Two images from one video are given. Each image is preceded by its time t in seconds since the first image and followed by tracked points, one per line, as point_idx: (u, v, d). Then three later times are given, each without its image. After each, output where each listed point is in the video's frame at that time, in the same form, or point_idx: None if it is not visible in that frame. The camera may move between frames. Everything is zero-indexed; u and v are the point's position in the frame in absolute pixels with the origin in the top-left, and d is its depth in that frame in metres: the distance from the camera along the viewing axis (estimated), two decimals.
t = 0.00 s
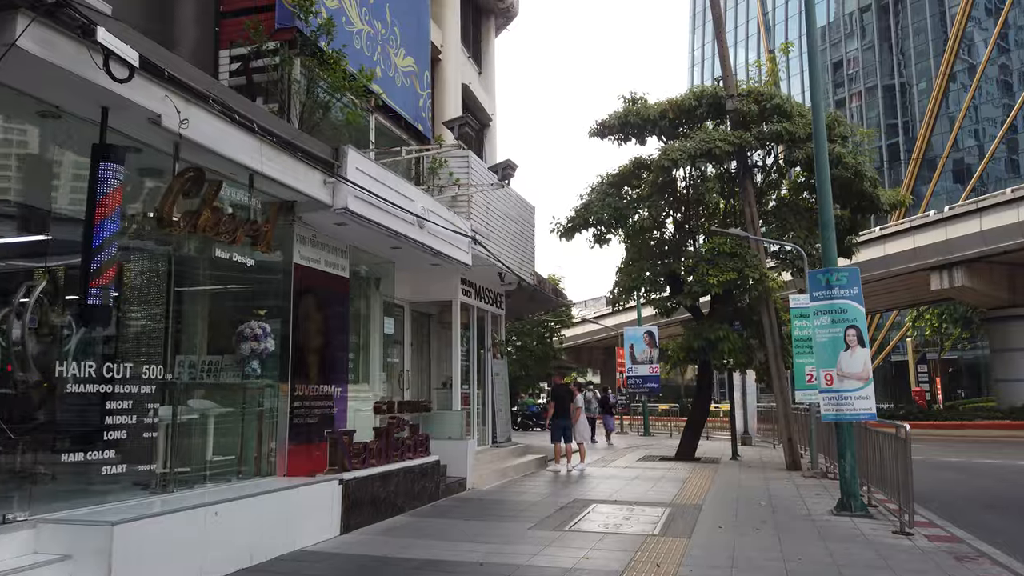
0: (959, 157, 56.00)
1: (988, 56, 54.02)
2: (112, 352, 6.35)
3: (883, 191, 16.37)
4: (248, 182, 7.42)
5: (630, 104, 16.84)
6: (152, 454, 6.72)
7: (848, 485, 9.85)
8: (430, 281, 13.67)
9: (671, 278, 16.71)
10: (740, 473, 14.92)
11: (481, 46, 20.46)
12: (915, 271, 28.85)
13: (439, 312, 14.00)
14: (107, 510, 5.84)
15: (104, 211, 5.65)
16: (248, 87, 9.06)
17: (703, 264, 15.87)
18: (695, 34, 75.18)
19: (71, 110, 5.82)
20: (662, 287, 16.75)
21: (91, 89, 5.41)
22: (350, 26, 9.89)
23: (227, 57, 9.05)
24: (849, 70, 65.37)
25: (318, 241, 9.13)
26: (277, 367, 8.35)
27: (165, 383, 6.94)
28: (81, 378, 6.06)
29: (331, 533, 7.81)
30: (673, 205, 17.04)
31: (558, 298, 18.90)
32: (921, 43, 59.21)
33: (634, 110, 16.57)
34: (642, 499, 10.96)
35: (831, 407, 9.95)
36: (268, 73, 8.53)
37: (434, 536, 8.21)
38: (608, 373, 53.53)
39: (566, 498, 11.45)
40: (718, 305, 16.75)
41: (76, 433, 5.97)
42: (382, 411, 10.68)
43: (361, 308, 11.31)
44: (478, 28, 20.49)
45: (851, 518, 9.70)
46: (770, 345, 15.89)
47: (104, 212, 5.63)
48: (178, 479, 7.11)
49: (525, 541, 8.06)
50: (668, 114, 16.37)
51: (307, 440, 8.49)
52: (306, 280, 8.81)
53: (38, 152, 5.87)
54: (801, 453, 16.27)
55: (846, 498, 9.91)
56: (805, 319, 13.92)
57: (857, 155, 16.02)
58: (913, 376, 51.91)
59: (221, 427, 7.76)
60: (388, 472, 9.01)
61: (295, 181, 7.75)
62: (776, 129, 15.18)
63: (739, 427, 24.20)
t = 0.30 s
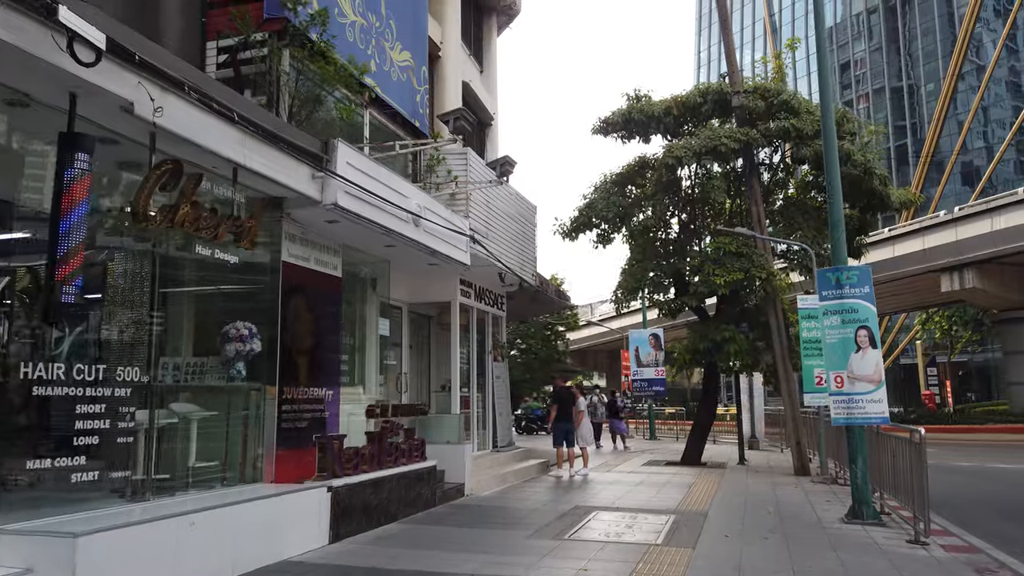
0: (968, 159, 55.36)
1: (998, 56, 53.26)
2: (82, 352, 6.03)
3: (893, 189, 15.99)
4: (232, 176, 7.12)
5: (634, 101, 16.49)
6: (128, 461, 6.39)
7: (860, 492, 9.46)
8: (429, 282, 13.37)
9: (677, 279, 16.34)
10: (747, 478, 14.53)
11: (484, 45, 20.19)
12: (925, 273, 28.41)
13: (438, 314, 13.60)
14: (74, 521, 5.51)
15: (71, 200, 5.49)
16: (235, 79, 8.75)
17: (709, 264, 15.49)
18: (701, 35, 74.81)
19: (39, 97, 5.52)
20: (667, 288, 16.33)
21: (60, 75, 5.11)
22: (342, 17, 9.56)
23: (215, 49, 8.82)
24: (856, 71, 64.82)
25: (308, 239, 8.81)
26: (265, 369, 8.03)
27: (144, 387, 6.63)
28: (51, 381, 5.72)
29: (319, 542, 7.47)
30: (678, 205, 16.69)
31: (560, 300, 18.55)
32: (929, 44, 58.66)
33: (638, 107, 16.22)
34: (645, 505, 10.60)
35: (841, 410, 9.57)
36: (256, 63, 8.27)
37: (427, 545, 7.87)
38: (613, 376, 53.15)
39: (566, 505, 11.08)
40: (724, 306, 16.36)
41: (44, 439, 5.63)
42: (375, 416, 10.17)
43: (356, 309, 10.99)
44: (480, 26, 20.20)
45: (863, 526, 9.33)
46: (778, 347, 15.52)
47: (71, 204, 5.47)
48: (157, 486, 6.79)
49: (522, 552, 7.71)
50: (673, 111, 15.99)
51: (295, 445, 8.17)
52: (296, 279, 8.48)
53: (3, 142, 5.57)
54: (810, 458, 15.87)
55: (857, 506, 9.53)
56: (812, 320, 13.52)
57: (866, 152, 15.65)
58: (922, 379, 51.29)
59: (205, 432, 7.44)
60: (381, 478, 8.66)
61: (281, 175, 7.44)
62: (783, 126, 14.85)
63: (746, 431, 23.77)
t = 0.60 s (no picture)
0: (981, 157, 54.56)
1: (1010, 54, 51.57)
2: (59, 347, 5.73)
3: (909, 183, 15.56)
4: (220, 163, 6.82)
5: (641, 94, 16.12)
6: (109, 461, 6.09)
7: (878, 495, 9.08)
8: (431, 278, 13.05)
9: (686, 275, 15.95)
10: (759, 479, 14.13)
11: (489, 39, 19.87)
12: (939, 271, 27.89)
13: (441, 311, 13.27)
14: (46, 525, 5.21)
15: (44, 188, 5.39)
16: (227, 66, 8.43)
17: (719, 260, 15.10)
18: (711, 34, 74.29)
19: (9, 77, 5.23)
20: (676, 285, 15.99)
21: (27, 51, 4.81)
22: (338, 3, 9.27)
23: (205, 34, 8.42)
24: (867, 68, 64.12)
25: (302, 231, 8.50)
26: (257, 365, 7.72)
27: (126, 384, 6.33)
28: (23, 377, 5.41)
29: (311, 546, 7.15)
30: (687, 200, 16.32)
31: (567, 298, 18.20)
32: (941, 41, 57.90)
33: (646, 100, 15.84)
34: (653, 508, 10.24)
35: (857, 410, 9.19)
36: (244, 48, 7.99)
37: (424, 549, 7.54)
38: (622, 376, 52.76)
39: (572, 507, 10.73)
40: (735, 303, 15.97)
41: (14, 438, 5.32)
42: (372, 415, 9.92)
43: (355, 305, 10.67)
44: (485, 20, 19.87)
45: (880, 530, 8.94)
46: (790, 344, 15.11)
47: (44, 191, 5.37)
48: (140, 488, 6.49)
49: (523, 556, 7.37)
50: (682, 103, 15.60)
51: (288, 445, 7.87)
52: (289, 271, 8.15)
53: None
54: (823, 459, 15.47)
55: (875, 509, 9.14)
56: (825, 317, 13.17)
57: (881, 145, 15.24)
58: (936, 380, 50.62)
59: (193, 431, 7.15)
60: (377, 479, 8.32)
61: (272, 163, 7.13)
62: (795, 118, 14.46)
63: (757, 432, 23.35)
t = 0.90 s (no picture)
0: (996, 154, 53.72)
1: None
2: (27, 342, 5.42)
3: (925, 176, 15.11)
4: (202, 151, 6.51)
5: (649, 86, 15.73)
6: (81, 464, 5.77)
7: (895, 499, 8.67)
8: (432, 274, 12.73)
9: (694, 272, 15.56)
10: (770, 481, 13.73)
11: (494, 32, 19.52)
12: (954, 268, 27.33)
13: (443, 308, 12.93)
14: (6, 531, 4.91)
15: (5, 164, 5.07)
16: (214, 52, 8.11)
17: (728, 256, 14.68)
18: (720, 31, 73.66)
19: None
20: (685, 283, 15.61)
21: None
22: None
23: (193, 20, 8.13)
24: (880, 65, 63.32)
25: (293, 224, 8.17)
26: (244, 362, 7.38)
27: (100, 382, 6.02)
28: None
29: (298, 553, 6.82)
30: (696, 194, 15.94)
31: (574, 296, 17.83)
32: (955, 37, 57.09)
33: (653, 92, 15.44)
34: (660, 512, 9.86)
35: (873, 410, 8.78)
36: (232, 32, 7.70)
37: (418, 556, 7.19)
38: (631, 376, 52.29)
39: (575, 510, 10.37)
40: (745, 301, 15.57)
41: None
42: (366, 414, 9.60)
43: (351, 301, 10.34)
44: (490, 13, 19.52)
45: (897, 535, 8.53)
46: (802, 342, 14.68)
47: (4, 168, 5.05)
48: (116, 492, 6.18)
49: (522, 563, 7.02)
50: (691, 95, 15.20)
51: (277, 446, 7.55)
52: (278, 265, 7.82)
53: None
54: (836, 461, 15.03)
55: (892, 513, 8.74)
56: (838, 314, 12.77)
57: (896, 136, 14.80)
58: (950, 380, 49.88)
59: (174, 431, 6.81)
60: (371, 482, 7.99)
61: (257, 150, 6.81)
62: (807, 109, 14.05)
63: (769, 432, 22.90)
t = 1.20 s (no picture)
0: (1005, 149, 53.04)
1: None
2: None
3: (934, 165, 14.71)
4: (172, 132, 6.21)
5: (650, 74, 15.37)
6: (39, 460, 5.47)
7: (904, 497, 8.31)
8: (426, 266, 12.41)
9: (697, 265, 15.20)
10: (774, 479, 13.37)
11: (494, 22, 19.16)
12: (963, 262, 26.84)
13: (439, 302, 12.61)
14: None
15: None
16: (192, 32, 7.75)
17: (731, 247, 14.30)
18: (726, 26, 73.08)
19: None
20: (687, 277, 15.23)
21: None
22: None
23: None
24: (887, 59, 62.65)
25: (275, 212, 7.85)
26: (221, 355, 7.06)
27: (62, 374, 5.73)
28: None
29: (274, 554, 6.52)
30: (698, 186, 15.60)
31: (575, 290, 17.50)
32: (964, 31, 56.38)
33: (655, 80, 15.06)
34: (659, 510, 9.51)
35: (880, 404, 8.43)
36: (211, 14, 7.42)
37: (401, 557, 6.86)
38: (636, 373, 51.94)
39: (572, 508, 10.03)
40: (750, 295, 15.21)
41: None
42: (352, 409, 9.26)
43: (341, 293, 10.02)
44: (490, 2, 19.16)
45: (906, 535, 8.17)
46: (807, 337, 14.34)
47: None
48: (80, 490, 5.88)
49: (511, 565, 6.69)
50: (693, 83, 14.82)
51: (256, 442, 7.23)
52: (258, 253, 7.49)
53: None
54: (843, 458, 14.65)
55: (900, 512, 8.38)
56: (844, 307, 12.35)
57: (905, 124, 14.41)
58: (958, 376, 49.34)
59: (146, 426, 6.54)
60: (355, 480, 7.68)
61: (232, 132, 6.51)
62: (812, 96, 13.66)
63: (774, 429, 22.52)
